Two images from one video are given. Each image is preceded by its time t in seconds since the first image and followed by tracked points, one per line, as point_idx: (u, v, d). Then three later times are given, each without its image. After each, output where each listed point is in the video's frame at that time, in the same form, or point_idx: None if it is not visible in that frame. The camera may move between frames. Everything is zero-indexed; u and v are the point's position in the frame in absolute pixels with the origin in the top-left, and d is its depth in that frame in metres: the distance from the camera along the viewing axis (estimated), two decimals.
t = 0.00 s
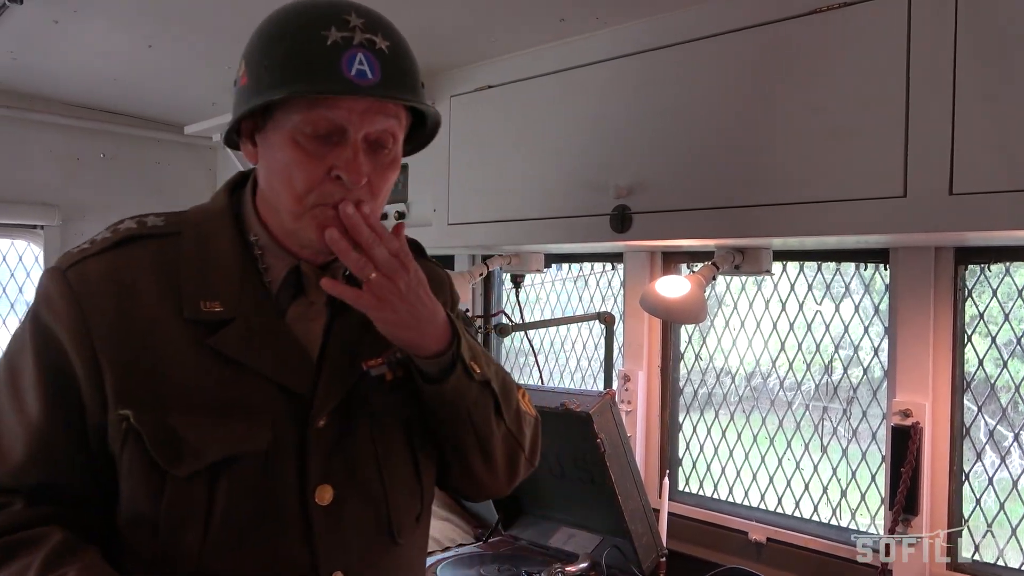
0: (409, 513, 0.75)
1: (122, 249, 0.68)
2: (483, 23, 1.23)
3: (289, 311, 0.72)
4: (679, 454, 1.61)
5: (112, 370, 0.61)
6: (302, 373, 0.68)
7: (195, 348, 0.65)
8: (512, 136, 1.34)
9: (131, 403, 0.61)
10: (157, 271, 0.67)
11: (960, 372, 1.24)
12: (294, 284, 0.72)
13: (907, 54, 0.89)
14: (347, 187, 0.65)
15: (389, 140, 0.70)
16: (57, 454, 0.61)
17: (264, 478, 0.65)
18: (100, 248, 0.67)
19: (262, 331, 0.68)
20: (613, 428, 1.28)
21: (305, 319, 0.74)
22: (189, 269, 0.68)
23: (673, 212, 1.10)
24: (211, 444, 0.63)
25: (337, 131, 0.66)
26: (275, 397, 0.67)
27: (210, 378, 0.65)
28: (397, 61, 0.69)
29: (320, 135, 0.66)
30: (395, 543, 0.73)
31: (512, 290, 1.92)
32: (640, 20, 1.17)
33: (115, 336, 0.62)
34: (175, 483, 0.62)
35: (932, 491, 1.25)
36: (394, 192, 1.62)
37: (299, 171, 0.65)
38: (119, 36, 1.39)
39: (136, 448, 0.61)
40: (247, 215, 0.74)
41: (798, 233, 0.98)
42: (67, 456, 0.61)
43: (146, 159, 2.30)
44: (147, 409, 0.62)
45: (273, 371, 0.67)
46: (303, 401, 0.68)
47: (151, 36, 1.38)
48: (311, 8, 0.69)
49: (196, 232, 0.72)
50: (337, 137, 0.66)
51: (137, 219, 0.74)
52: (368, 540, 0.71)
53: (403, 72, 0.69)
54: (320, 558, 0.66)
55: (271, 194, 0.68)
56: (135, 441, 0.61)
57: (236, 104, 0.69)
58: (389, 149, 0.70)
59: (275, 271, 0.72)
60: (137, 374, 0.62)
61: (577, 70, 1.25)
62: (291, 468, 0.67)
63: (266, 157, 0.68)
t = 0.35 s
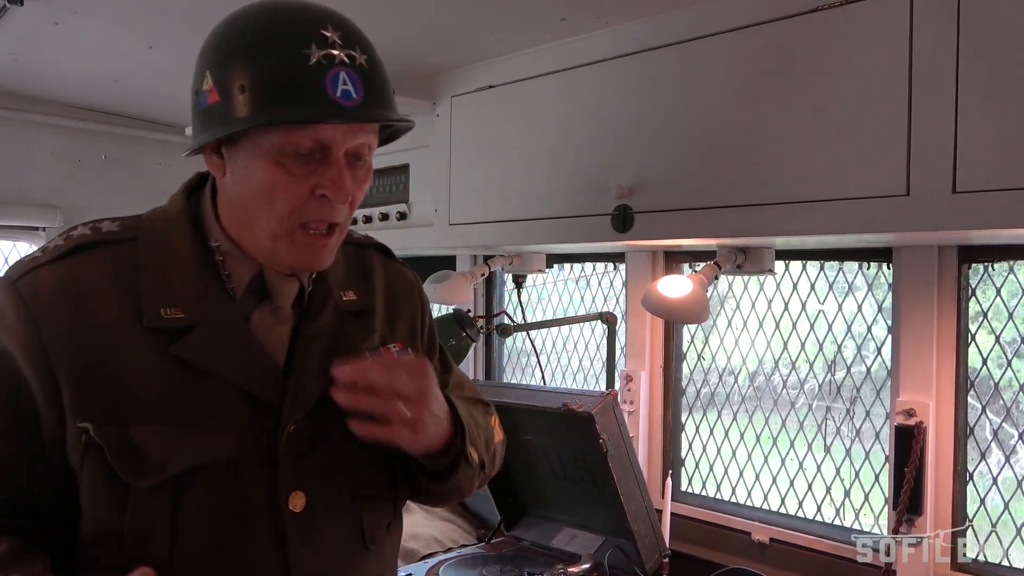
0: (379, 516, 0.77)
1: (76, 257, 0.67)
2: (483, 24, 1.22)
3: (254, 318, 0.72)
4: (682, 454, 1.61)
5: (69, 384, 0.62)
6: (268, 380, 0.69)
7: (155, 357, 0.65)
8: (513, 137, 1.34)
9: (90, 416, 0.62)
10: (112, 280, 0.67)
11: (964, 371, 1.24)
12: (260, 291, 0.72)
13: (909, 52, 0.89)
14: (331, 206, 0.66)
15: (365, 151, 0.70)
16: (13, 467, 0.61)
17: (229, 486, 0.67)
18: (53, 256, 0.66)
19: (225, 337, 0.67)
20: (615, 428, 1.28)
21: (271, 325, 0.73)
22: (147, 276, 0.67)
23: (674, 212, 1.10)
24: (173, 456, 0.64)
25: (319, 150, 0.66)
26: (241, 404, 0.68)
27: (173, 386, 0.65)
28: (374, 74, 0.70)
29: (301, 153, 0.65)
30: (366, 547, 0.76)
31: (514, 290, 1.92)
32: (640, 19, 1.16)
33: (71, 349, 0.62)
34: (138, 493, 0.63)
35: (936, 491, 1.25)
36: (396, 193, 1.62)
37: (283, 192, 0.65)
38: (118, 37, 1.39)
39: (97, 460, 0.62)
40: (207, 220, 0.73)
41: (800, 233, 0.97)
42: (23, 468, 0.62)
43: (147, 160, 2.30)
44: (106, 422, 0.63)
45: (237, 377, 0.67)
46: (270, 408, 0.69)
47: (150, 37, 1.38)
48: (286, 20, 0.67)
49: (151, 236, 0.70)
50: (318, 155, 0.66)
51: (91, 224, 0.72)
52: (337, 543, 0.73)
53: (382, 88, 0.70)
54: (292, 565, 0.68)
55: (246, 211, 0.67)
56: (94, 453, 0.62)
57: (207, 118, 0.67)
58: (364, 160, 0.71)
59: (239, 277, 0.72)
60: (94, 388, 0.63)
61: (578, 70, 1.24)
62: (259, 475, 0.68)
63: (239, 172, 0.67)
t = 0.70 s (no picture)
0: (370, 514, 0.78)
1: (53, 262, 0.67)
2: (483, 24, 1.22)
3: (235, 316, 0.73)
4: (686, 454, 1.60)
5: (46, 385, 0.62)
6: (253, 378, 0.70)
7: (136, 357, 0.65)
8: (513, 137, 1.33)
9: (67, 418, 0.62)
10: (88, 282, 0.67)
11: (968, 368, 1.23)
12: (241, 290, 0.73)
13: (912, 48, 0.88)
14: (297, 203, 0.68)
15: (334, 151, 0.72)
16: None
17: (214, 485, 0.67)
18: (29, 261, 0.67)
19: (206, 337, 0.68)
20: (620, 429, 1.27)
21: (253, 323, 0.74)
22: (127, 279, 0.68)
23: (676, 211, 1.09)
24: (154, 457, 0.63)
25: (285, 148, 0.68)
26: (226, 402, 0.69)
27: (154, 386, 0.66)
28: (342, 73, 0.72)
29: (267, 151, 0.67)
30: (357, 545, 0.77)
31: (516, 290, 1.92)
32: (640, 18, 1.16)
33: (48, 353, 0.62)
34: (119, 493, 0.63)
35: (942, 488, 1.24)
36: (398, 194, 1.62)
37: (248, 189, 0.67)
38: (118, 41, 1.39)
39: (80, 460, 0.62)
40: (185, 220, 0.74)
41: (804, 230, 0.97)
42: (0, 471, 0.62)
43: (147, 163, 2.30)
44: (86, 424, 0.63)
45: (219, 375, 0.68)
46: (256, 405, 0.70)
47: (150, 40, 1.38)
48: (251, 17, 0.69)
49: (129, 240, 0.71)
50: (284, 153, 0.68)
51: (69, 228, 0.73)
52: (328, 542, 0.73)
53: (348, 86, 0.72)
54: (282, 561, 0.68)
55: (214, 207, 0.69)
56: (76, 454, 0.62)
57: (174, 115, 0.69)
58: (333, 159, 0.73)
59: (218, 277, 0.73)
60: (71, 387, 0.63)
61: (578, 70, 1.24)
62: (246, 472, 0.69)
63: (206, 169, 0.69)
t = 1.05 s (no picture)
0: (370, 500, 0.77)
1: (55, 250, 0.67)
2: (485, 23, 1.22)
3: (234, 304, 0.72)
4: (689, 455, 1.60)
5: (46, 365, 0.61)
6: (251, 361, 0.69)
7: (137, 339, 0.65)
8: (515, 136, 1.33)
9: (65, 396, 0.61)
10: (88, 269, 0.67)
11: (973, 367, 1.23)
12: (238, 279, 0.73)
13: (915, 47, 0.88)
14: (268, 193, 0.68)
15: (317, 147, 0.72)
16: None
17: (214, 465, 0.66)
18: (32, 249, 0.66)
19: (204, 323, 0.68)
20: (623, 429, 1.27)
21: (251, 312, 0.74)
22: (126, 266, 0.68)
23: (678, 210, 1.09)
24: (154, 432, 0.63)
25: (261, 139, 0.68)
26: (226, 385, 0.68)
27: (153, 368, 0.65)
28: (328, 73, 0.72)
29: (243, 141, 0.68)
30: (360, 531, 0.76)
31: (519, 290, 1.92)
32: (642, 17, 1.15)
33: (48, 336, 0.62)
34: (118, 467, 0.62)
35: (947, 487, 1.24)
36: (400, 194, 1.62)
37: (220, 175, 0.67)
38: (120, 41, 1.39)
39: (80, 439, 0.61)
40: (185, 212, 0.74)
41: (806, 229, 0.97)
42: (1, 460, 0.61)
43: (149, 163, 2.30)
44: (85, 402, 0.62)
45: (216, 357, 0.68)
46: (254, 387, 0.70)
47: (153, 40, 1.38)
48: (242, 11, 0.71)
49: (131, 230, 0.71)
50: (260, 144, 0.68)
51: (71, 221, 0.73)
52: (329, 529, 0.73)
53: (332, 84, 0.72)
54: (280, 542, 0.68)
55: (197, 190, 0.70)
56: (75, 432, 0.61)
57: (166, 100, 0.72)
58: (315, 155, 0.72)
59: (217, 264, 0.73)
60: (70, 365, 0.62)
61: (580, 69, 1.24)
62: (246, 453, 0.68)
63: (192, 153, 0.70)
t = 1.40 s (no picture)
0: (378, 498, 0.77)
1: (71, 250, 0.68)
2: (488, 23, 1.22)
3: (244, 303, 0.73)
4: (692, 455, 1.59)
5: (59, 361, 0.62)
6: (261, 357, 0.70)
7: (149, 335, 0.65)
8: (519, 136, 1.33)
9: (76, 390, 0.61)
10: (102, 267, 0.67)
11: (977, 369, 1.22)
12: (249, 278, 0.74)
13: (920, 47, 0.87)
14: (272, 196, 0.67)
15: (320, 150, 0.71)
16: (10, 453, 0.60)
17: (223, 457, 0.66)
18: (48, 248, 0.67)
19: (215, 320, 0.68)
20: (625, 430, 1.27)
21: (261, 311, 0.74)
22: (137, 262, 0.68)
23: (681, 211, 1.09)
24: (162, 424, 0.63)
25: (264, 142, 0.68)
26: (236, 381, 0.68)
27: (164, 364, 0.65)
28: (330, 75, 0.71)
29: (247, 144, 0.68)
30: (370, 529, 0.75)
31: (521, 291, 1.91)
32: (646, 17, 1.15)
33: (62, 332, 0.62)
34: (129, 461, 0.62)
35: (950, 488, 1.23)
36: (403, 194, 1.62)
37: (225, 178, 0.67)
38: (124, 41, 1.39)
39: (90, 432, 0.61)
40: (198, 215, 0.75)
41: (810, 230, 0.96)
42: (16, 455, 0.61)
43: (152, 163, 2.31)
44: (96, 396, 0.62)
45: (227, 353, 0.68)
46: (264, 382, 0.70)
47: (157, 40, 1.38)
48: (246, 18, 0.71)
49: (144, 230, 0.72)
50: (264, 147, 0.68)
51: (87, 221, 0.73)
52: (339, 527, 0.72)
53: (335, 87, 0.72)
54: (288, 533, 0.67)
55: (205, 194, 0.70)
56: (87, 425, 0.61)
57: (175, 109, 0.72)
58: (320, 158, 0.71)
59: (227, 266, 0.73)
60: (81, 360, 0.62)
61: (583, 69, 1.23)
62: (255, 449, 0.67)
63: (200, 158, 0.71)
